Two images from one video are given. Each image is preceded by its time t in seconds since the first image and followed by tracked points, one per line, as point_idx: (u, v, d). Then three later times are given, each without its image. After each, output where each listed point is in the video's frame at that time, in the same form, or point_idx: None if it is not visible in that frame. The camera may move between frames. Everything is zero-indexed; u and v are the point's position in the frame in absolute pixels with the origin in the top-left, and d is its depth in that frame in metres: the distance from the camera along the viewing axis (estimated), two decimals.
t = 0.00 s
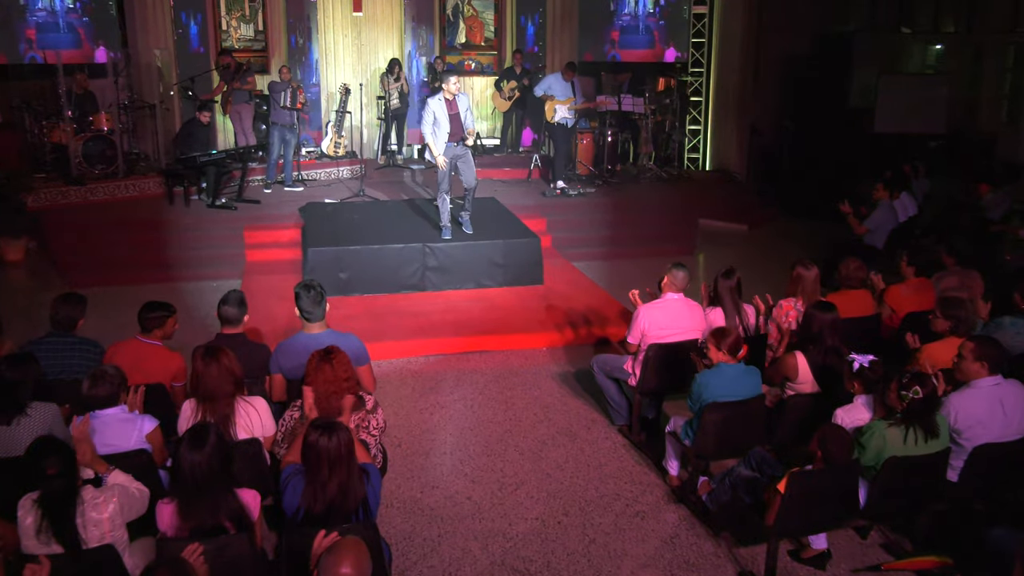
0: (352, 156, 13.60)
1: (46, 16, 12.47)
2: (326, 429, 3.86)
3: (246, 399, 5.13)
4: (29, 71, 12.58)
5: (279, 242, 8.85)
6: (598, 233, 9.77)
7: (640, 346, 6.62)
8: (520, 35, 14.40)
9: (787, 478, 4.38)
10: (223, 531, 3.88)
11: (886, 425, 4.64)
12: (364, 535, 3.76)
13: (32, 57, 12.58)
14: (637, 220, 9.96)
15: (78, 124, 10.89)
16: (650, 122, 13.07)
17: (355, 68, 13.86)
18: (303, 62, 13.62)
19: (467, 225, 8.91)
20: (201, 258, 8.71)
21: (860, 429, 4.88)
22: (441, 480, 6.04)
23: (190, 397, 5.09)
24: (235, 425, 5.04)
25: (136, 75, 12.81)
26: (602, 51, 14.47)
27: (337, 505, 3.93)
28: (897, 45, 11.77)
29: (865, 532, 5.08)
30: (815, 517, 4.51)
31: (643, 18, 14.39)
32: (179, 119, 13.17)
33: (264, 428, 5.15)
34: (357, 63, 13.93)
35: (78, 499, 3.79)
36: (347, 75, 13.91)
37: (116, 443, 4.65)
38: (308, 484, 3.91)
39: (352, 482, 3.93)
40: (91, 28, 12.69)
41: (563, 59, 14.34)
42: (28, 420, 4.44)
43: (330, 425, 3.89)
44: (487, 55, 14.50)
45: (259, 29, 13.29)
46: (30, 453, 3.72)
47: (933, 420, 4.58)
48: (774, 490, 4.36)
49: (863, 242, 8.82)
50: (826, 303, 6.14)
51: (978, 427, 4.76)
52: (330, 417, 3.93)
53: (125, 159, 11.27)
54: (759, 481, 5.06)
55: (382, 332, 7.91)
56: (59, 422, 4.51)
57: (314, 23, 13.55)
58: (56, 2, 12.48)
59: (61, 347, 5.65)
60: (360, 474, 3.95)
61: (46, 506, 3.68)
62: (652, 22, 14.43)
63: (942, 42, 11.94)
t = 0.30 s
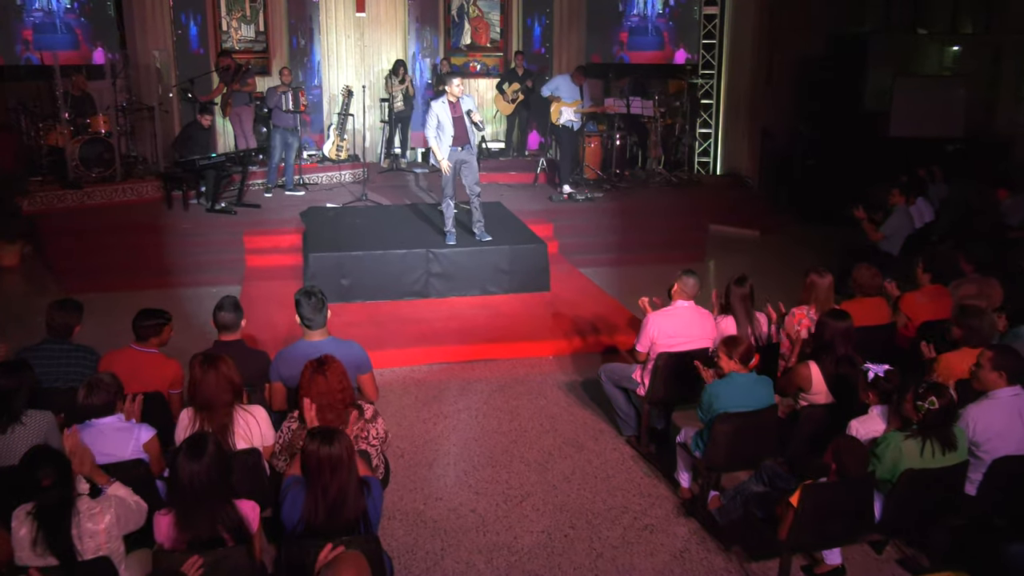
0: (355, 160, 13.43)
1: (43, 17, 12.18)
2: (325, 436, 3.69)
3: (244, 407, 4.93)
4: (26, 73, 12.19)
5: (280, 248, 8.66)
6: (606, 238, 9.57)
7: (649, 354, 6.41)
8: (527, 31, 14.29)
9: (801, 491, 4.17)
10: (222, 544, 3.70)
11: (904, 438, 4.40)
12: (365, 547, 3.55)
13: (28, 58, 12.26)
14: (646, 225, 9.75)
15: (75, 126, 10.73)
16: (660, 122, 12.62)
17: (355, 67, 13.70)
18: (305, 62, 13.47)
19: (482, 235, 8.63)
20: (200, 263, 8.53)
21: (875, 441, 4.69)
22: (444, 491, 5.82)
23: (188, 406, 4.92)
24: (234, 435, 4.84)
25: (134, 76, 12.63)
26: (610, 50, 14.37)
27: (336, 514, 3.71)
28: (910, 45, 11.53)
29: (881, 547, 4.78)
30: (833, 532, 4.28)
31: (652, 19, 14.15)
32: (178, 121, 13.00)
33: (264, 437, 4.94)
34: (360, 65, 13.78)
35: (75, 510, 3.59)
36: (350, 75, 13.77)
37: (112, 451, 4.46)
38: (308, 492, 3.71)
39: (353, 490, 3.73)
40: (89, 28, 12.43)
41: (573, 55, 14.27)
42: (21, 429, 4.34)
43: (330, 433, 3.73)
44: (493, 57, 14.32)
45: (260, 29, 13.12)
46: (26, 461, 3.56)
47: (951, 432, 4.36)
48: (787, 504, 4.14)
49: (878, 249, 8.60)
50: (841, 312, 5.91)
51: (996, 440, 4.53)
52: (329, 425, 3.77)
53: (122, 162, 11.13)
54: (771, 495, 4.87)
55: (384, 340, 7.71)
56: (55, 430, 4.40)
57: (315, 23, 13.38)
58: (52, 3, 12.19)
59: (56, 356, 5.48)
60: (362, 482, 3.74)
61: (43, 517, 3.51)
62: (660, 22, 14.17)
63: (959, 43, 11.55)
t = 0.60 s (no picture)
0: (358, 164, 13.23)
1: (40, 18, 12.00)
2: (327, 450, 3.46)
3: (245, 417, 4.75)
4: (23, 75, 12.01)
5: (281, 254, 8.49)
6: (616, 245, 9.36)
7: (659, 363, 6.19)
8: (535, 34, 13.99)
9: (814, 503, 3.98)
10: (220, 557, 3.60)
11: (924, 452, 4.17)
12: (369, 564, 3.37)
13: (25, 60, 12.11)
14: (656, 231, 9.54)
15: (73, 129, 10.56)
16: (668, 128, 12.62)
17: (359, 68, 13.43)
18: (308, 65, 13.20)
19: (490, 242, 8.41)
20: (200, 270, 8.37)
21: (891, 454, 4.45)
22: (449, 503, 5.62)
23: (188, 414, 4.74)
24: (234, 445, 4.67)
25: (134, 78, 12.44)
26: (619, 55, 13.99)
27: (339, 534, 3.54)
28: (928, 48, 11.19)
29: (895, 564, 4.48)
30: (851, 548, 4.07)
31: (663, 20, 13.83)
32: (178, 125, 12.80)
33: (263, 447, 4.76)
34: (364, 67, 13.50)
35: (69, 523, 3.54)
36: (353, 77, 13.49)
37: (109, 463, 4.29)
38: (309, 507, 3.53)
39: (357, 508, 3.54)
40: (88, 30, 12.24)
41: (581, 62, 13.93)
42: (18, 437, 4.20)
43: (331, 445, 3.50)
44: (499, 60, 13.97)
45: (262, 31, 12.88)
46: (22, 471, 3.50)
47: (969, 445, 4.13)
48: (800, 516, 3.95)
49: (895, 256, 8.38)
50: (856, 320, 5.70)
51: (1015, 452, 4.30)
52: (330, 436, 3.54)
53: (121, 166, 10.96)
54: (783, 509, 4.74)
55: (387, 348, 7.52)
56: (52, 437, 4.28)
57: (319, 25, 13.15)
58: (51, 4, 11.97)
59: (52, 362, 5.28)
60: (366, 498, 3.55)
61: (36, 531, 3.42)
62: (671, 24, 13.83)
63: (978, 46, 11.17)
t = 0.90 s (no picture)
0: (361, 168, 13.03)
1: (37, 19, 11.94)
2: (332, 471, 3.25)
3: (244, 428, 4.51)
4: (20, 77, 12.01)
5: (282, 260, 8.29)
6: (626, 252, 9.13)
7: (670, 374, 5.94)
8: (543, 36, 13.60)
9: (831, 519, 3.76)
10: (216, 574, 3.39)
11: (949, 466, 3.95)
12: None
13: (21, 62, 12.05)
14: (666, 237, 9.32)
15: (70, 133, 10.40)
16: (680, 131, 12.14)
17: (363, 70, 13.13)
18: (310, 66, 13.02)
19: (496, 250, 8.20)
20: (198, 276, 8.18)
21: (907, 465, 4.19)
22: (454, 517, 5.38)
23: (186, 426, 4.54)
24: (233, 458, 4.45)
25: (132, 80, 12.29)
26: (629, 56, 13.65)
27: (344, 560, 3.34)
28: (947, 50, 11.08)
29: None
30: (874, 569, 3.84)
31: (674, 21, 13.48)
32: (177, 128, 12.63)
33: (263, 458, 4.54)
34: (367, 68, 13.21)
35: (65, 534, 3.42)
36: (356, 79, 13.20)
37: (103, 474, 4.10)
38: (310, 528, 3.32)
39: (363, 533, 3.33)
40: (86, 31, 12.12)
41: (590, 65, 13.62)
42: (11, 447, 4.06)
43: (336, 464, 3.28)
44: (507, 61, 13.59)
45: (264, 31, 12.72)
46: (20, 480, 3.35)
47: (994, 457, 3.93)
48: (814, 533, 3.73)
49: (912, 263, 8.16)
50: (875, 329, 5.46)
51: None
52: (336, 454, 3.32)
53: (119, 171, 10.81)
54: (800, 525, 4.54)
55: (390, 357, 7.31)
56: (46, 449, 4.14)
57: (320, 26, 12.94)
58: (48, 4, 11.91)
59: (47, 372, 5.07)
60: (370, 523, 3.34)
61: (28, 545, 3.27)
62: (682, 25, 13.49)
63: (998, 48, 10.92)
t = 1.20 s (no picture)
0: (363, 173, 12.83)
1: (34, 21, 11.72)
2: (345, 490, 3.06)
3: (241, 441, 4.32)
4: (15, 80, 11.85)
5: (282, 267, 8.08)
6: (636, 260, 8.85)
7: (680, 386, 5.72)
8: (550, 37, 13.43)
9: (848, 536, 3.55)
10: None
11: (975, 481, 3.74)
12: None
13: (16, 64, 11.85)
14: (676, 244, 9.06)
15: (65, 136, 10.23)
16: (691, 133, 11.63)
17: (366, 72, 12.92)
18: (312, 69, 12.82)
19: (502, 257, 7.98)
20: (195, 284, 7.98)
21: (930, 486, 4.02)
22: (458, 533, 5.15)
23: (182, 438, 4.29)
24: (231, 470, 4.23)
25: (129, 83, 12.12)
26: (638, 58, 13.38)
27: None
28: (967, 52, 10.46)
29: None
30: None
31: (685, 22, 13.13)
32: (175, 132, 12.46)
33: (261, 471, 4.34)
34: (369, 70, 13.01)
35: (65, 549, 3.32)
36: (359, 82, 13.00)
37: (99, 488, 3.91)
38: (312, 549, 3.09)
39: (368, 560, 3.11)
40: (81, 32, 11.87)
41: (598, 68, 13.41)
42: None
43: (349, 485, 3.09)
44: (513, 63, 13.40)
45: (264, 33, 12.50)
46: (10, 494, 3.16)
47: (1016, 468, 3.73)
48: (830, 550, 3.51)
49: (931, 271, 7.91)
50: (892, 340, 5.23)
51: None
52: (349, 474, 3.15)
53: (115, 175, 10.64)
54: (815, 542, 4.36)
55: (392, 368, 7.07)
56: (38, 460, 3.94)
57: (322, 28, 12.72)
58: (45, 4, 11.72)
59: (42, 382, 4.86)
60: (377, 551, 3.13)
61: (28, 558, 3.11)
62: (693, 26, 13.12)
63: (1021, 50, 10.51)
